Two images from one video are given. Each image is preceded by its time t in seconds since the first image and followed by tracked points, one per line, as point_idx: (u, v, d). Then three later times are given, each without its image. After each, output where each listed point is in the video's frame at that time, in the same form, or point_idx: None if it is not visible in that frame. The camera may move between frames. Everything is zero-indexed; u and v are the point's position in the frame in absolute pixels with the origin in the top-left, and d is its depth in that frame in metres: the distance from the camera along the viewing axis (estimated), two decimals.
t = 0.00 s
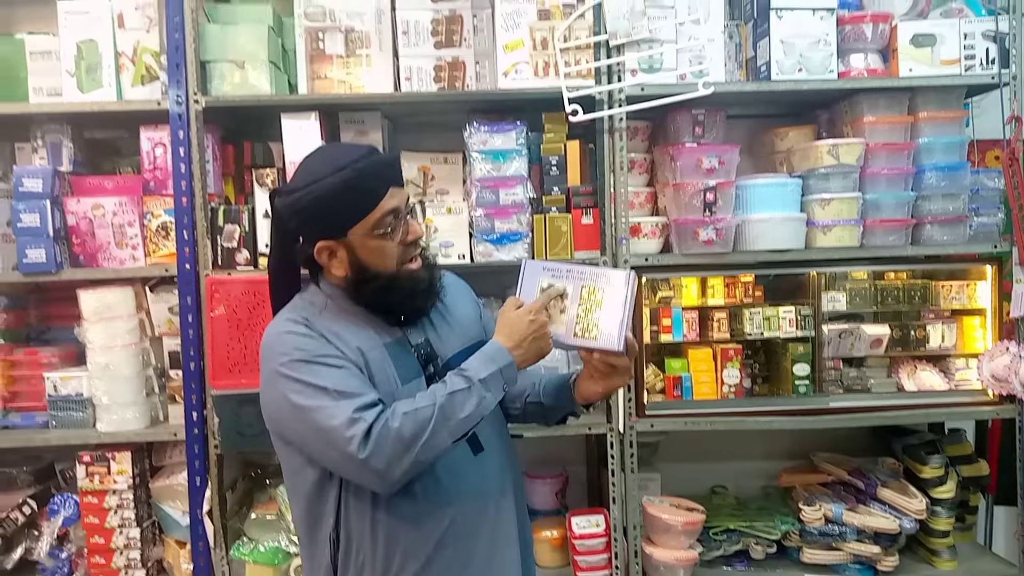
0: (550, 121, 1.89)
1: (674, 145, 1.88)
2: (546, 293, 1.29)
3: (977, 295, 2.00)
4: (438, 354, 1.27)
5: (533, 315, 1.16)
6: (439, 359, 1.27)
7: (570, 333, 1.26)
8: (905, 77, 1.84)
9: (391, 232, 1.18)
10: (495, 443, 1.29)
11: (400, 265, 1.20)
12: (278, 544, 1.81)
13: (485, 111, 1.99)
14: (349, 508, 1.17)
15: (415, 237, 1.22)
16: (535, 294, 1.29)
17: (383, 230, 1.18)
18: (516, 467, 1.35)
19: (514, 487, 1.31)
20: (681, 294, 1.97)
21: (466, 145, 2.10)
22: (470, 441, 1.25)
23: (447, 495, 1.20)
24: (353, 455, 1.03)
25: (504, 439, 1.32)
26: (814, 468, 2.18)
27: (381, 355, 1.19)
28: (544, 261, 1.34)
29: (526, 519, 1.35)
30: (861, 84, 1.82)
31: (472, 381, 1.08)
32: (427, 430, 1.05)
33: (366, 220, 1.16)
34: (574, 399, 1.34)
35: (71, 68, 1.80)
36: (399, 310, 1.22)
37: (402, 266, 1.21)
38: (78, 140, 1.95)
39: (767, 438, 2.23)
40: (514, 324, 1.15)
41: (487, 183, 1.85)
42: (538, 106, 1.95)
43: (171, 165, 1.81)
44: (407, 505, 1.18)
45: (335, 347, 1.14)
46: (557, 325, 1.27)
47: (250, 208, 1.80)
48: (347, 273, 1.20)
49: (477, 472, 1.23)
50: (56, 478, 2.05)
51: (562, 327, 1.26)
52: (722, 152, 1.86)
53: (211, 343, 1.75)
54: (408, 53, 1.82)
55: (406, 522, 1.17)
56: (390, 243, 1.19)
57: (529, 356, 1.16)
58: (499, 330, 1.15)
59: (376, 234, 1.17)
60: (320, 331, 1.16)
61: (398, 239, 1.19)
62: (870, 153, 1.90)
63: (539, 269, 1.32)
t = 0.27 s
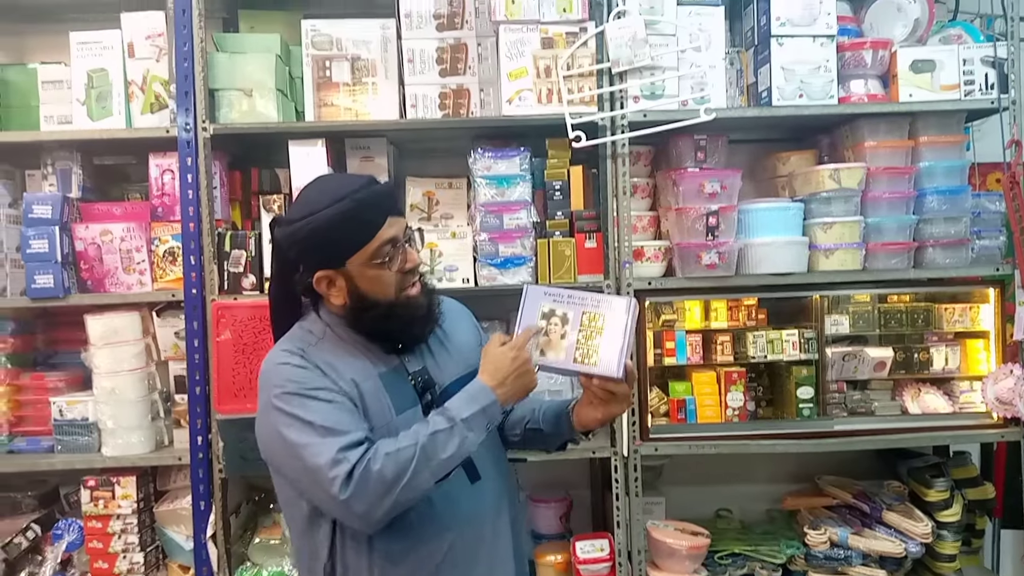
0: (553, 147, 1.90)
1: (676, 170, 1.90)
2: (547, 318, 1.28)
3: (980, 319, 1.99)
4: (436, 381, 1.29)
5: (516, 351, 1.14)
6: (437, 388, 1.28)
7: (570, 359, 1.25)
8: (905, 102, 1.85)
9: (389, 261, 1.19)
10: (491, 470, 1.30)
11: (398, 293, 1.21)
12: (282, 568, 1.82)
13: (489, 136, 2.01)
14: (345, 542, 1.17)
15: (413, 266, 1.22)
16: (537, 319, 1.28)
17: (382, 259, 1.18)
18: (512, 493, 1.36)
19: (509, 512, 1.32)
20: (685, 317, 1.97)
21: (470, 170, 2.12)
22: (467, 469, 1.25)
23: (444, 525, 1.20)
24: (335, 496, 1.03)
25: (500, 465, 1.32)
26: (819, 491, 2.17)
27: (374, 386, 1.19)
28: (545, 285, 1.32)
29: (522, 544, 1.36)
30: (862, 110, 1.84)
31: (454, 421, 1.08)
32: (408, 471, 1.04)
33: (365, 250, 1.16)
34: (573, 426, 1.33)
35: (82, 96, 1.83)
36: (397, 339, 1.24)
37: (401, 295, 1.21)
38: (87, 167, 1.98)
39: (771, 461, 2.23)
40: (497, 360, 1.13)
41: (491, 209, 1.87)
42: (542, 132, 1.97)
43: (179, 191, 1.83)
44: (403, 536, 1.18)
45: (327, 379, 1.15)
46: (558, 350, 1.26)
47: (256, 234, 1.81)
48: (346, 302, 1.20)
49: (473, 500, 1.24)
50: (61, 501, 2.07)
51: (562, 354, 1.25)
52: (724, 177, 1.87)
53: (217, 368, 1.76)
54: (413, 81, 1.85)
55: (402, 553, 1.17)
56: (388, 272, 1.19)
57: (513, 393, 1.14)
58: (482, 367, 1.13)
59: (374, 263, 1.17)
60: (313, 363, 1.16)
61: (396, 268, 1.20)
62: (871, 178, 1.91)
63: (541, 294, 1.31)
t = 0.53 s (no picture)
0: (547, 152, 1.90)
1: (670, 177, 1.90)
2: (537, 320, 1.26)
3: (971, 326, 2.00)
4: (423, 388, 1.28)
5: (499, 373, 1.12)
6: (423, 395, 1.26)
7: (560, 362, 1.22)
8: (898, 111, 1.86)
9: (376, 268, 1.18)
10: (479, 477, 1.29)
11: (386, 299, 1.21)
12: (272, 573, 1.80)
13: (483, 142, 2.01)
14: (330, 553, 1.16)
15: (401, 272, 1.22)
16: (526, 321, 1.26)
17: (369, 265, 1.18)
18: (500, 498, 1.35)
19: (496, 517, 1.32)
20: (677, 323, 1.97)
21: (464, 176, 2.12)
22: (455, 477, 1.23)
23: (429, 535, 1.19)
24: (308, 510, 1.03)
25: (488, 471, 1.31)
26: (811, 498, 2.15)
27: (358, 396, 1.18)
28: (535, 288, 1.29)
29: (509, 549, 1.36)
30: (854, 118, 1.85)
31: (432, 441, 1.06)
32: (382, 490, 1.04)
33: (352, 256, 1.16)
34: (562, 430, 1.33)
35: (74, 99, 1.82)
36: (384, 344, 1.23)
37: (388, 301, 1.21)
38: (78, 169, 1.97)
39: (764, 468, 2.24)
40: (478, 383, 1.11)
41: (484, 214, 1.87)
42: (536, 138, 1.97)
43: (171, 195, 1.82)
44: (388, 548, 1.17)
45: (309, 390, 1.14)
46: (547, 353, 1.23)
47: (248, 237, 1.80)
48: (333, 308, 1.19)
49: (459, 509, 1.23)
50: (50, 504, 2.06)
51: (552, 357, 1.22)
52: (717, 184, 1.88)
53: (207, 372, 1.75)
54: (408, 86, 1.85)
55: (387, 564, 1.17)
56: (376, 278, 1.19)
57: (494, 416, 1.11)
58: (464, 388, 1.12)
59: (361, 270, 1.17)
60: (297, 372, 1.16)
61: (383, 275, 1.19)
62: (864, 185, 1.91)
63: (531, 295, 1.28)
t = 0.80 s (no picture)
0: (539, 148, 1.90)
1: (662, 172, 1.90)
2: (525, 317, 1.26)
3: (961, 322, 2.00)
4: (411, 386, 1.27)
5: (484, 378, 1.12)
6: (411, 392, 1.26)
7: (548, 359, 1.22)
8: (889, 107, 1.87)
9: (360, 264, 1.18)
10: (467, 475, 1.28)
11: (371, 297, 1.20)
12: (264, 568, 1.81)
13: (475, 137, 2.01)
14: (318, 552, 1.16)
15: (387, 268, 1.21)
16: (515, 318, 1.26)
17: (353, 262, 1.17)
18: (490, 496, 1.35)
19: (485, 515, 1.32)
20: (669, 318, 1.98)
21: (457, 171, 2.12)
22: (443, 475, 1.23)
23: (417, 534, 1.19)
24: (288, 512, 1.03)
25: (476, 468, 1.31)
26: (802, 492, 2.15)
27: (344, 394, 1.19)
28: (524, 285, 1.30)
29: (499, 547, 1.36)
30: (846, 114, 1.86)
31: (415, 446, 1.06)
32: (363, 495, 1.04)
33: (335, 252, 1.15)
34: (551, 427, 1.32)
35: (64, 93, 1.81)
36: (371, 342, 1.23)
37: (374, 298, 1.20)
38: (69, 164, 1.96)
39: (756, 463, 2.24)
40: (463, 387, 1.12)
41: (477, 209, 1.87)
42: (529, 133, 1.97)
43: (162, 190, 1.81)
44: (376, 547, 1.17)
45: (294, 390, 1.15)
46: (535, 349, 1.23)
47: (239, 233, 1.80)
48: (319, 304, 1.20)
49: (448, 507, 1.23)
50: (40, 501, 2.07)
51: (540, 353, 1.23)
52: (709, 180, 1.88)
53: (198, 367, 1.75)
54: (400, 81, 1.84)
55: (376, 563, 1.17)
56: (360, 275, 1.18)
57: (479, 420, 1.12)
58: (449, 392, 1.13)
59: (345, 266, 1.16)
60: (282, 372, 1.17)
61: (368, 271, 1.19)
62: (855, 181, 1.92)
63: (519, 292, 1.29)
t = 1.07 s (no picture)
0: (536, 142, 1.89)
1: (659, 166, 1.90)
2: (515, 316, 1.26)
3: (958, 315, 2.01)
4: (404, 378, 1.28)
5: (472, 385, 1.10)
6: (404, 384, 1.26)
7: (539, 359, 1.23)
8: (886, 100, 1.87)
9: (310, 248, 1.21)
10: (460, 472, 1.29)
11: (317, 283, 1.21)
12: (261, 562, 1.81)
13: (472, 131, 2.01)
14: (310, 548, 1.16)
15: (335, 260, 1.20)
16: (504, 318, 1.26)
17: (305, 245, 1.21)
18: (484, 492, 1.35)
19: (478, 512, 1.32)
20: (666, 312, 1.97)
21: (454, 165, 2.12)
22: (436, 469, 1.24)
23: (408, 529, 1.19)
24: (269, 509, 1.03)
25: (468, 465, 1.32)
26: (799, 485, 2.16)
27: (332, 388, 1.19)
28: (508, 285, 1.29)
29: (493, 543, 1.36)
30: (842, 107, 1.85)
31: (398, 451, 1.06)
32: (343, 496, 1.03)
33: (289, 231, 1.21)
34: (540, 426, 1.31)
35: (58, 87, 1.81)
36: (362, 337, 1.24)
37: (320, 286, 1.21)
38: (64, 158, 1.95)
39: (753, 456, 2.25)
40: (451, 394, 1.09)
41: (473, 203, 1.87)
42: (526, 127, 1.97)
43: (157, 183, 1.81)
44: (367, 544, 1.17)
45: (282, 384, 1.15)
46: (527, 350, 1.23)
47: (235, 227, 1.80)
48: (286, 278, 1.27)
49: (439, 503, 1.23)
50: (37, 495, 2.07)
51: (532, 353, 1.23)
52: (706, 173, 1.88)
53: (195, 361, 1.74)
54: (396, 74, 1.84)
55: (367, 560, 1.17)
56: (307, 259, 1.21)
57: (465, 427, 1.10)
58: (436, 398, 1.10)
59: (295, 246, 1.21)
60: (270, 366, 1.18)
61: (316, 256, 1.21)
62: (853, 175, 1.92)
63: (508, 291, 1.28)
